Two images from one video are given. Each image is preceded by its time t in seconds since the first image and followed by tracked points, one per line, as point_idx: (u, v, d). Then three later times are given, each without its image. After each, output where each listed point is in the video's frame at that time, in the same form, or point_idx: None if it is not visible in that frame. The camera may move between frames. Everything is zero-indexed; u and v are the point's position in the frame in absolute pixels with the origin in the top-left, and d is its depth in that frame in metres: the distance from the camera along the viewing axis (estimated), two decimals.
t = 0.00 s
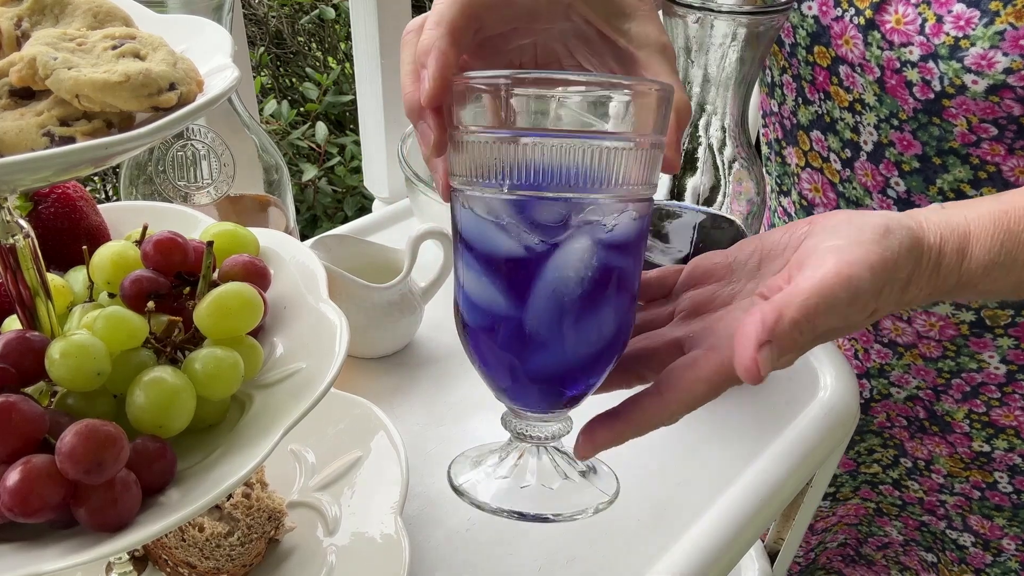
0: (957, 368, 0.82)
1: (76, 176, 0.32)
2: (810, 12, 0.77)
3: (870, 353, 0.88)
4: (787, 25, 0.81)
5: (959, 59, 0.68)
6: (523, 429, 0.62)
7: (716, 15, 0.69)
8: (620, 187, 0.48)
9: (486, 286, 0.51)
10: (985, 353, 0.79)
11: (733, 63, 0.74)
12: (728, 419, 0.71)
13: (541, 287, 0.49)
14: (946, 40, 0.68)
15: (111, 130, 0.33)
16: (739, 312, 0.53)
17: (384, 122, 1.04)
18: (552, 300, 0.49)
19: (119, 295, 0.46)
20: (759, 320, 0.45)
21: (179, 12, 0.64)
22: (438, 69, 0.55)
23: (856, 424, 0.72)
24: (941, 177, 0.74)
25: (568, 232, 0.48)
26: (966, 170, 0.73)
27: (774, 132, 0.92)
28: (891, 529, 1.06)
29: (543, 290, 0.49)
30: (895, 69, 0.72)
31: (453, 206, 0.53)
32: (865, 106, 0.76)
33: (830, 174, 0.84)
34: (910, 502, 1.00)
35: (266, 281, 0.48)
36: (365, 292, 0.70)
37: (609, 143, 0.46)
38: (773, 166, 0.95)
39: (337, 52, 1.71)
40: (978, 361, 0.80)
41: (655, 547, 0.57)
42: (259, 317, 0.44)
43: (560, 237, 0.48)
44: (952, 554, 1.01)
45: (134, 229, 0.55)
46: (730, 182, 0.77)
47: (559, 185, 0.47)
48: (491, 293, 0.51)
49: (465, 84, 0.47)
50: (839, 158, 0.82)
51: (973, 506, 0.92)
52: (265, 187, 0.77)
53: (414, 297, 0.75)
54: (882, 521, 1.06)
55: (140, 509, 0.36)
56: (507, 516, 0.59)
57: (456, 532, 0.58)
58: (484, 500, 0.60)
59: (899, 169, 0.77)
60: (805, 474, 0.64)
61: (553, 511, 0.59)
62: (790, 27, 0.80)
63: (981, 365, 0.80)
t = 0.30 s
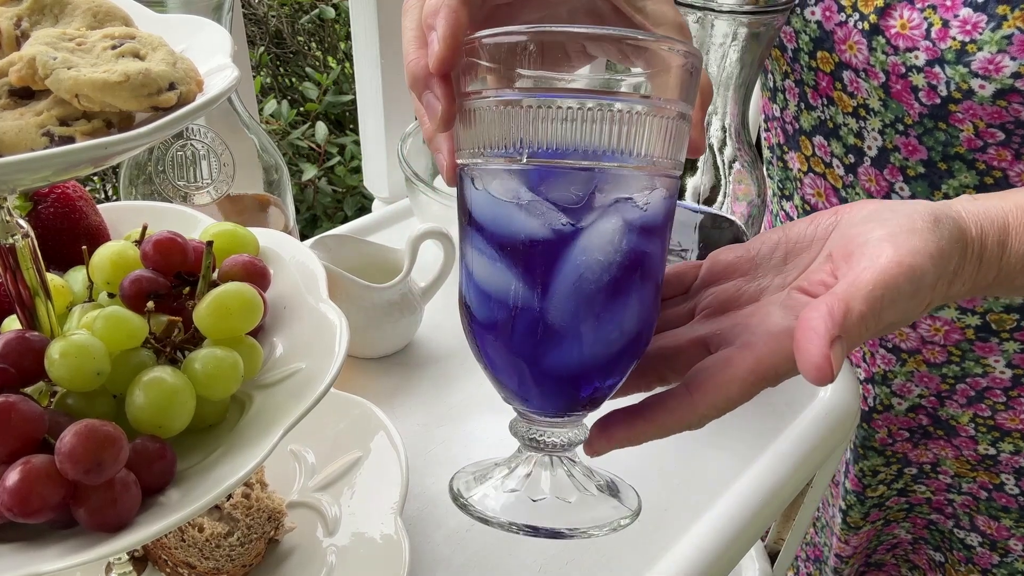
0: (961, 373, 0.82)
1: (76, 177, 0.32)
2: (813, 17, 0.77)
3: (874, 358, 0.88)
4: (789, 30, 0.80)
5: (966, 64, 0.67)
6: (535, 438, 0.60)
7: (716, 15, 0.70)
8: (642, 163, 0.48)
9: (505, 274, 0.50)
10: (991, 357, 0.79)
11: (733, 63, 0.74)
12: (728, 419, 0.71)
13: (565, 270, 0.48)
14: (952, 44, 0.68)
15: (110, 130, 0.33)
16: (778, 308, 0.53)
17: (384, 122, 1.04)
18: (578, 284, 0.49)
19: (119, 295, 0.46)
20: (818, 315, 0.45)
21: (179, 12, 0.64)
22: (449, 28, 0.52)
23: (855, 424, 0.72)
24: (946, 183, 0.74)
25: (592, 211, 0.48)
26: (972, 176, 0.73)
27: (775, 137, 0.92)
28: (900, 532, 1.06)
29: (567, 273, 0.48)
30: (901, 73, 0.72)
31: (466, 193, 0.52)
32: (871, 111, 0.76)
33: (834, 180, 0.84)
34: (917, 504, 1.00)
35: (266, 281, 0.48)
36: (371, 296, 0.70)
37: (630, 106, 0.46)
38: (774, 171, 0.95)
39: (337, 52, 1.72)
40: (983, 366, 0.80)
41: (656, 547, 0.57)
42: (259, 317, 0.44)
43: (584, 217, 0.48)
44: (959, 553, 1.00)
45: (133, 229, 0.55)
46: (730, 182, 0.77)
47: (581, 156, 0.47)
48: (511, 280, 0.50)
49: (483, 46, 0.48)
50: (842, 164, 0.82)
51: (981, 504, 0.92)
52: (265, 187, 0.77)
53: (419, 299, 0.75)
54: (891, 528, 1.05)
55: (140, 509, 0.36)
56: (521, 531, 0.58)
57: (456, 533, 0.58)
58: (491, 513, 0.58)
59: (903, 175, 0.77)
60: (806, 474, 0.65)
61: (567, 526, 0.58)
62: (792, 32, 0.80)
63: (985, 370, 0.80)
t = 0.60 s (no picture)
0: (962, 376, 0.82)
1: (76, 176, 0.32)
2: (814, 15, 0.77)
3: (877, 357, 0.87)
4: (789, 29, 0.80)
5: (967, 62, 0.67)
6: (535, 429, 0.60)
7: (716, 14, 0.70)
8: (651, 151, 0.48)
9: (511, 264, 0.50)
10: (991, 358, 0.79)
11: (733, 62, 0.74)
12: (728, 417, 0.71)
13: (575, 259, 0.48)
14: (954, 43, 0.68)
15: (110, 130, 0.33)
16: (783, 299, 0.53)
17: (384, 123, 1.04)
18: (587, 273, 0.49)
19: (119, 295, 0.46)
20: (829, 299, 0.45)
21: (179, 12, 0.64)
22: (456, 8, 0.51)
23: (856, 424, 0.72)
24: (948, 181, 0.74)
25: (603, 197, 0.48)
26: (974, 174, 0.73)
27: (775, 136, 0.92)
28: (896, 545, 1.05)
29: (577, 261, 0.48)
30: (903, 73, 0.72)
31: (472, 181, 0.52)
32: (871, 109, 0.76)
33: (834, 178, 0.84)
34: (913, 514, 0.99)
35: (266, 281, 0.48)
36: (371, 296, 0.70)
37: (637, 91, 0.46)
38: (774, 170, 0.95)
39: (337, 51, 1.72)
40: (984, 367, 0.80)
41: (656, 547, 0.57)
42: (259, 316, 0.44)
43: (593, 205, 0.48)
44: (958, 554, 1.01)
45: (133, 230, 0.55)
46: (730, 182, 0.77)
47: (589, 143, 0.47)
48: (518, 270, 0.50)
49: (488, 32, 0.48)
50: (843, 163, 0.82)
51: (979, 506, 0.93)
52: (265, 187, 0.78)
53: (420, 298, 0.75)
54: (887, 548, 1.03)
55: (140, 509, 0.36)
56: (521, 523, 0.58)
57: (456, 533, 0.58)
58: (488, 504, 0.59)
59: (905, 173, 0.77)
60: (805, 474, 0.65)
61: (567, 519, 0.58)
62: (793, 30, 0.80)
63: (987, 371, 0.80)
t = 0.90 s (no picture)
0: (963, 377, 0.81)
1: (77, 177, 0.32)
2: (817, 14, 0.76)
3: (882, 354, 0.86)
4: (791, 26, 0.80)
5: (970, 65, 0.67)
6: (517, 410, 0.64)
7: (717, 15, 0.67)
8: (615, 235, 0.48)
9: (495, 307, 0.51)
10: (991, 360, 0.79)
11: (734, 63, 0.72)
12: (727, 415, 0.71)
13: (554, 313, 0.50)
14: (957, 45, 0.68)
15: (111, 130, 0.33)
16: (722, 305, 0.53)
17: (384, 122, 1.04)
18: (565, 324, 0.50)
19: (119, 295, 0.46)
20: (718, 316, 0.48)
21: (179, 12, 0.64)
22: (443, 105, 0.51)
23: (855, 424, 0.73)
24: (951, 180, 0.74)
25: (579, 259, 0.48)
26: (976, 173, 0.73)
27: (777, 134, 0.92)
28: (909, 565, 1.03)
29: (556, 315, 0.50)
30: (905, 73, 0.72)
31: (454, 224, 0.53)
32: (873, 108, 0.76)
33: (836, 177, 0.84)
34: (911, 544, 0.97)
35: (266, 281, 0.48)
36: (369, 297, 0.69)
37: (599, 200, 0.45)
38: (776, 168, 0.95)
39: (337, 51, 1.72)
40: (984, 369, 0.80)
41: (656, 548, 0.57)
42: (259, 316, 0.44)
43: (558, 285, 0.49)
44: (952, 562, 1.03)
45: (134, 230, 0.55)
46: (730, 181, 0.77)
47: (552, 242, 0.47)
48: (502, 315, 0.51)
49: (465, 123, 0.47)
50: (845, 161, 0.82)
51: (976, 515, 0.94)
52: (266, 187, 0.77)
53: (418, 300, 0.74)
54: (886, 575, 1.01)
55: (141, 509, 0.36)
56: (508, 502, 0.61)
57: (457, 533, 0.58)
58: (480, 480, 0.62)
59: (907, 172, 0.76)
60: (806, 474, 0.65)
61: (552, 499, 0.61)
62: (795, 28, 0.79)
63: (987, 373, 0.80)
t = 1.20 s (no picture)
0: (963, 376, 0.80)
1: (77, 176, 0.32)
2: (821, 11, 0.77)
3: (883, 353, 0.85)
4: (795, 23, 0.80)
5: (973, 66, 0.67)
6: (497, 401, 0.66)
7: (716, 15, 0.61)
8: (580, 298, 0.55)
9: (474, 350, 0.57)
10: (991, 359, 0.78)
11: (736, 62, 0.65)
12: (727, 413, 0.70)
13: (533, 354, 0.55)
14: (960, 45, 0.68)
15: (112, 130, 0.33)
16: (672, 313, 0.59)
17: (384, 123, 1.04)
18: (540, 362, 0.55)
19: (119, 295, 0.46)
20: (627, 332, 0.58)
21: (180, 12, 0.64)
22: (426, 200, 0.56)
23: (855, 424, 0.73)
24: (952, 178, 0.74)
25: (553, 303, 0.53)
26: (978, 172, 0.72)
27: (779, 131, 0.92)
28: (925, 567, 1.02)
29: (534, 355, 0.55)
30: (908, 72, 0.72)
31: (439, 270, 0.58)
32: (876, 107, 0.76)
33: (838, 175, 0.84)
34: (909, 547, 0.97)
35: (266, 281, 0.48)
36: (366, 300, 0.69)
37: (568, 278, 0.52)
38: (777, 165, 0.96)
39: (337, 52, 1.71)
40: (983, 369, 0.79)
41: (655, 549, 0.57)
42: (259, 317, 0.44)
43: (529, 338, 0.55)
44: None
45: (134, 230, 0.55)
46: (730, 182, 0.70)
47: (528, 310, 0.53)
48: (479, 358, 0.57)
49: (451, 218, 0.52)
50: (847, 159, 0.82)
51: (973, 524, 0.94)
52: (266, 187, 0.77)
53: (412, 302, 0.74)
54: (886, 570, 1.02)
55: (141, 509, 0.36)
56: (500, 492, 0.62)
57: (456, 533, 0.58)
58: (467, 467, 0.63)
59: (908, 171, 0.76)
60: (807, 474, 0.65)
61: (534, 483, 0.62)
62: (799, 25, 0.79)
63: (986, 373, 0.79)
